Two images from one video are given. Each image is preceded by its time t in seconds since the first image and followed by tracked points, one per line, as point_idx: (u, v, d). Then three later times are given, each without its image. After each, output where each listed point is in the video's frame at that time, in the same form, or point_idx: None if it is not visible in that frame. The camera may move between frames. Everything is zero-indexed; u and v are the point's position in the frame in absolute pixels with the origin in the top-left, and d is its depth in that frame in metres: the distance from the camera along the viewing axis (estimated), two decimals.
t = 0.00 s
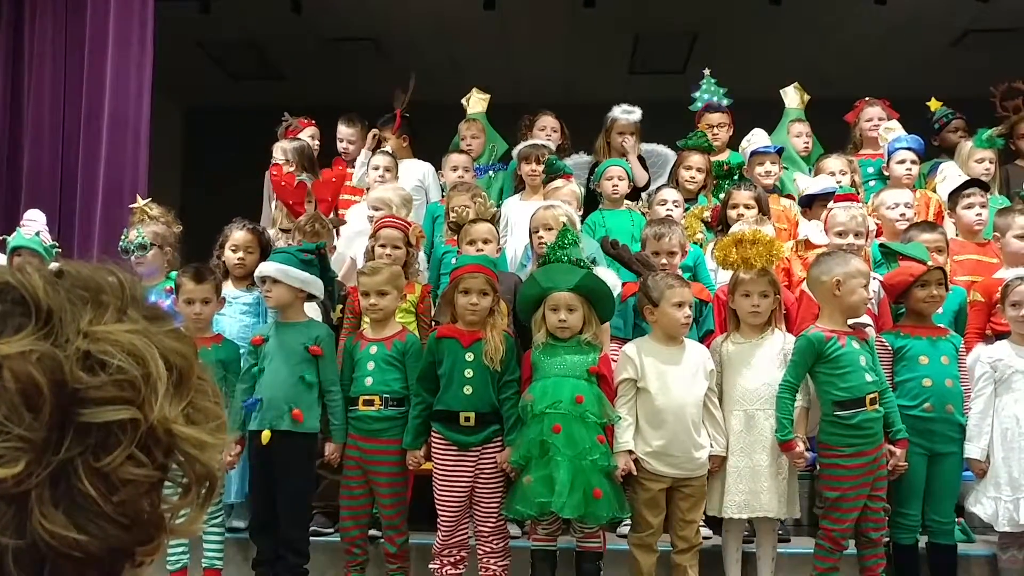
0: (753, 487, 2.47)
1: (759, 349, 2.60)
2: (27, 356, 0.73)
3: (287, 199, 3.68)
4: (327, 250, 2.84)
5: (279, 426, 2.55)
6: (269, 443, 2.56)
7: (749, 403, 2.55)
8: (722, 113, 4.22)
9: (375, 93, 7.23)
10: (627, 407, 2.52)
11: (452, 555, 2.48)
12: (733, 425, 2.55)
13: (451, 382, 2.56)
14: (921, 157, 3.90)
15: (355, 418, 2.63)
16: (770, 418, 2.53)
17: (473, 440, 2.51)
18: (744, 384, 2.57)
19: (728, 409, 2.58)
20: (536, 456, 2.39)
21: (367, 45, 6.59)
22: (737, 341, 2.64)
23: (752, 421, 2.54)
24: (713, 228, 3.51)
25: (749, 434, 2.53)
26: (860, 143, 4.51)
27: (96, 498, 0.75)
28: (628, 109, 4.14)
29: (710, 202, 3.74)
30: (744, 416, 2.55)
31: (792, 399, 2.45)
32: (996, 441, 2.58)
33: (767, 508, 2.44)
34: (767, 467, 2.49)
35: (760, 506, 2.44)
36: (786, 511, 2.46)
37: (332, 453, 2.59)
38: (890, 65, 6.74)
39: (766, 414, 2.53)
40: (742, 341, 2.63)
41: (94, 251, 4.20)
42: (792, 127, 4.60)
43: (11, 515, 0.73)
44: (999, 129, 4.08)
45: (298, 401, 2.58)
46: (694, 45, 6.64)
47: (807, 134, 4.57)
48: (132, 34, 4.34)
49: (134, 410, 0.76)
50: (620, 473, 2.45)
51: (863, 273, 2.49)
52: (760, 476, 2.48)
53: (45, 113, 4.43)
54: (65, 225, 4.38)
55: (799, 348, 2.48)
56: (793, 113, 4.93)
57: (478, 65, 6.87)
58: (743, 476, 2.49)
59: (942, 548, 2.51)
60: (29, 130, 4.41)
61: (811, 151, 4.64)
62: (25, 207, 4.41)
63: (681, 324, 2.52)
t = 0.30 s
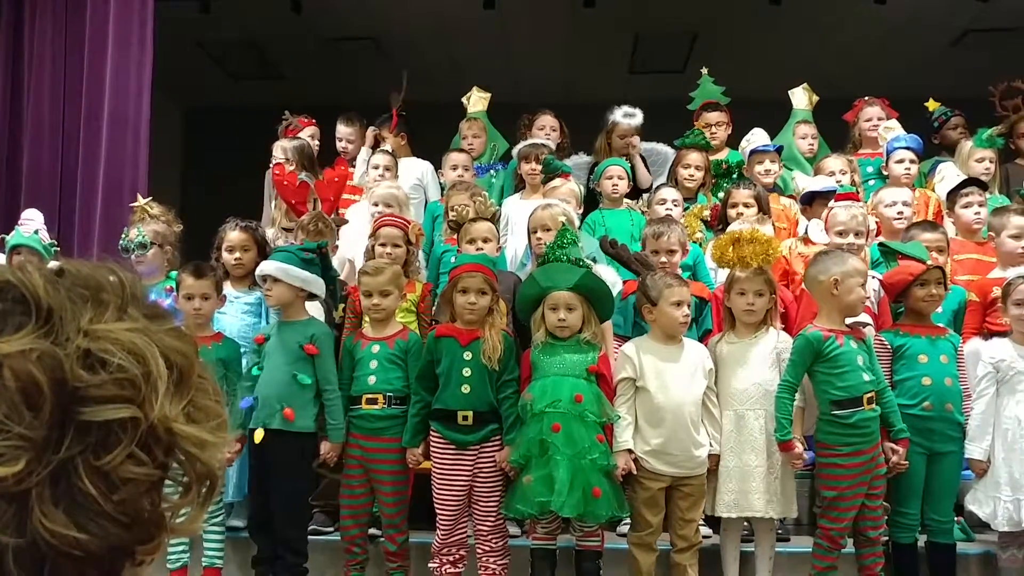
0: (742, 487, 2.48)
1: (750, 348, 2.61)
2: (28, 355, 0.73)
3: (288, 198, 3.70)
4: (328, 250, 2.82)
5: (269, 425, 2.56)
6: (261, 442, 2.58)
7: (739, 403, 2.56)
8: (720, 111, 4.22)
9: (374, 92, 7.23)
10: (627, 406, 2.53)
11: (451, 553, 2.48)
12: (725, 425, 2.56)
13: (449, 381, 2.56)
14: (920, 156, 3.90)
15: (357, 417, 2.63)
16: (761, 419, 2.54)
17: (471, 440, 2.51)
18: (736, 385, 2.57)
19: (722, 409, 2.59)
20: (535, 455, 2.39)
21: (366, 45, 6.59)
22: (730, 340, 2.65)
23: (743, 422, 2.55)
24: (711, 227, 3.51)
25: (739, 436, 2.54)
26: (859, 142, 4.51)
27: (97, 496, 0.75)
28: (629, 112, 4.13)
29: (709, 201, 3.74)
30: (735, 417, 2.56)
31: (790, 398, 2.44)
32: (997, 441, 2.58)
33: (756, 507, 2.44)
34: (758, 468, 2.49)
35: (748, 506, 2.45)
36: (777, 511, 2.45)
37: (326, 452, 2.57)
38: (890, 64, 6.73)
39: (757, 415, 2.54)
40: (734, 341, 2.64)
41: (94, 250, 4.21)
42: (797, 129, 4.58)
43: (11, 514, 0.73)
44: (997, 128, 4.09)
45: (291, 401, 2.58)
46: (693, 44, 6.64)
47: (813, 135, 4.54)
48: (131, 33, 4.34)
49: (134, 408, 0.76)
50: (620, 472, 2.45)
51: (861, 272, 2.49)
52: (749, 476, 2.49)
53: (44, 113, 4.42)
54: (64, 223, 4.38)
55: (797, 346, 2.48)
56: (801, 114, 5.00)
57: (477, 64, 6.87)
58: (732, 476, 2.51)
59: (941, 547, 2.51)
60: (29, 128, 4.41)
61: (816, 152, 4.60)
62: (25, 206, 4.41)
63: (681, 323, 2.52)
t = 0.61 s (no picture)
0: (734, 486, 2.50)
1: (746, 348, 2.61)
2: (27, 353, 0.73)
3: (288, 199, 3.71)
4: (329, 249, 2.83)
5: (265, 424, 2.56)
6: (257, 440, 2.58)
7: (733, 402, 2.57)
8: (719, 112, 4.21)
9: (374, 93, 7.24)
10: (626, 406, 2.52)
11: (451, 552, 2.48)
12: (719, 425, 2.57)
13: (448, 381, 2.56)
14: (918, 156, 3.89)
15: (357, 416, 2.63)
16: (753, 418, 2.54)
17: (470, 439, 2.52)
18: (732, 384, 2.58)
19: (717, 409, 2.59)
20: (534, 454, 2.40)
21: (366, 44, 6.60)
22: (728, 339, 2.65)
23: (734, 421, 2.56)
24: (710, 227, 3.51)
25: (729, 435, 2.56)
26: (858, 142, 4.52)
27: (95, 494, 0.75)
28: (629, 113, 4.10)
29: (707, 201, 3.74)
30: (727, 415, 2.57)
31: (785, 397, 2.44)
32: (997, 441, 2.58)
33: (746, 507, 2.45)
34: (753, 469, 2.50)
35: (737, 505, 2.47)
36: (769, 510, 2.45)
37: (324, 451, 2.56)
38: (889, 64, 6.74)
39: (749, 414, 2.55)
40: (733, 339, 2.64)
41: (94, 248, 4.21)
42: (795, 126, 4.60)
43: (10, 512, 0.74)
44: (996, 128, 4.09)
45: (285, 398, 2.59)
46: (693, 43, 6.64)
47: (810, 133, 4.55)
48: (131, 32, 4.34)
49: (132, 407, 0.77)
50: (620, 472, 2.45)
51: (857, 271, 2.49)
52: (740, 475, 2.50)
53: (43, 110, 4.42)
54: (64, 222, 4.38)
55: (792, 345, 2.49)
56: (800, 113, 4.98)
57: (476, 63, 6.87)
58: (725, 475, 2.52)
59: (940, 546, 2.51)
60: (28, 127, 4.41)
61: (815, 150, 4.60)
62: (25, 205, 4.41)
63: (681, 323, 2.53)
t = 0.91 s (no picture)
0: (736, 485, 2.49)
1: (745, 347, 2.61)
2: None
3: (287, 198, 3.69)
4: (327, 244, 2.81)
5: (280, 424, 2.55)
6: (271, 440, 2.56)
7: (734, 401, 2.57)
8: (718, 110, 4.20)
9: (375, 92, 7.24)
10: (627, 404, 2.52)
11: (450, 551, 2.48)
12: (720, 423, 2.57)
13: (448, 380, 2.56)
14: (917, 155, 3.88)
15: (355, 415, 2.63)
16: (756, 417, 2.54)
17: (470, 437, 2.52)
18: (734, 382, 2.58)
19: (719, 408, 2.59)
20: (534, 453, 2.40)
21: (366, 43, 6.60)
22: (727, 338, 2.65)
23: (737, 420, 2.56)
24: (709, 226, 3.51)
25: (734, 434, 2.55)
26: (858, 141, 4.52)
27: (52, 499, 0.74)
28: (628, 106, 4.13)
29: (706, 200, 3.74)
30: (729, 414, 2.57)
31: (782, 395, 2.45)
32: (996, 440, 2.58)
33: (748, 506, 2.45)
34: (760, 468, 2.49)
35: (741, 504, 2.46)
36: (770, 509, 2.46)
37: (329, 451, 2.56)
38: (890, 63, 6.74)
39: (752, 414, 2.55)
40: (731, 338, 2.64)
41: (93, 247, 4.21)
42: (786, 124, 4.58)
43: None
44: (996, 127, 4.09)
45: (301, 399, 2.58)
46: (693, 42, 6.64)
47: (802, 130, 4.53)
48: (131, 31, 4.34)
49: (94, 411, 0.75)
50: (620, 470, 2.45)
51: (854, 269, 2.49)
52: (744, 474, 2.49)
53: (43, 109, 4.42)
54: (63, 221, 4.38)
55: (790, 343, 2.48)
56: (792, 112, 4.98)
57: (475, 61, 6.87)
58: (730, 475, 2.51)
59: (939, 545, 2.51)
60: (28, 126, 4.41)
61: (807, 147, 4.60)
62: (24, 204, 4.41)
63: (681, 323, 2.53)
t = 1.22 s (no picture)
0: (755, 484, 2.49)
1: (748, 346, 2.61)
2: None
3: (283, 197, 3.66)
4: (320, 240, 2.81)
5: (276, 423, 2.56)
6: (266, 439, 2.58)
7: (747, 401, 2.57)
8: (719, 110, 4.19)
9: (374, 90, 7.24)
10: (627, 403, 2.52)
11: (450, 549, 2.48)
12: (730, 422, 2.56)
13: (448, 379, 2.56)
14: (916, 155, 3.88)
15: (353, 414, 2.63)
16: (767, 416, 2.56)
17: (470, 436, 2.52)
18: (745, 381, 2.58)
19: (726, 407, 2.58)
20: (534, 452, 2.40)
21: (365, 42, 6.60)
22: (727, 338, 2.65)
23: (750, 419, 2.55)
24: (708, 225, 3.51)
25: (747, 433, 2.54)
26: (857, 140, 4.52)
27: None
28: (624, 100, 4.15)
29: (705, 199, 3.75)
30: (743, 414, 2.56)
31: (783, 396, 2.45)
32: (994, 439, 2.58)
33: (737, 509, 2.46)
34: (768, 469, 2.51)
35: (762, 504, 2.46)
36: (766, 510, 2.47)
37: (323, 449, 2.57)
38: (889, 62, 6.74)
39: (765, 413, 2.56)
40: (731, 338, 2.64)
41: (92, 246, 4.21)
42: (778, 126, 4.63)
43: None
44: (995, 126, 4.09)
45: (297, 399, 2.58)
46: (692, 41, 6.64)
47: (793, 132, 4.58)
48: (129, 29, 4.34)
49: (19, 411, 0.70)
50: (620, 469, 2.45)
51: (851, 269, 2.50)
52: (760, 473, 2.50)
53: (42, 107, 4.42)
54: (61, 220, 4.38)
55: (788, 344, 2.48)
56: (778, 111, 4.98)
57: (474, 60, 6.86)
58: (743, 473, 2.50)
59: (938, 545, 2.51)
60: (26, 124, 4.40)
61: (798, 148, 4.63)
62: (23, 202, 4.40)
63: (682, 322, 2.53)
